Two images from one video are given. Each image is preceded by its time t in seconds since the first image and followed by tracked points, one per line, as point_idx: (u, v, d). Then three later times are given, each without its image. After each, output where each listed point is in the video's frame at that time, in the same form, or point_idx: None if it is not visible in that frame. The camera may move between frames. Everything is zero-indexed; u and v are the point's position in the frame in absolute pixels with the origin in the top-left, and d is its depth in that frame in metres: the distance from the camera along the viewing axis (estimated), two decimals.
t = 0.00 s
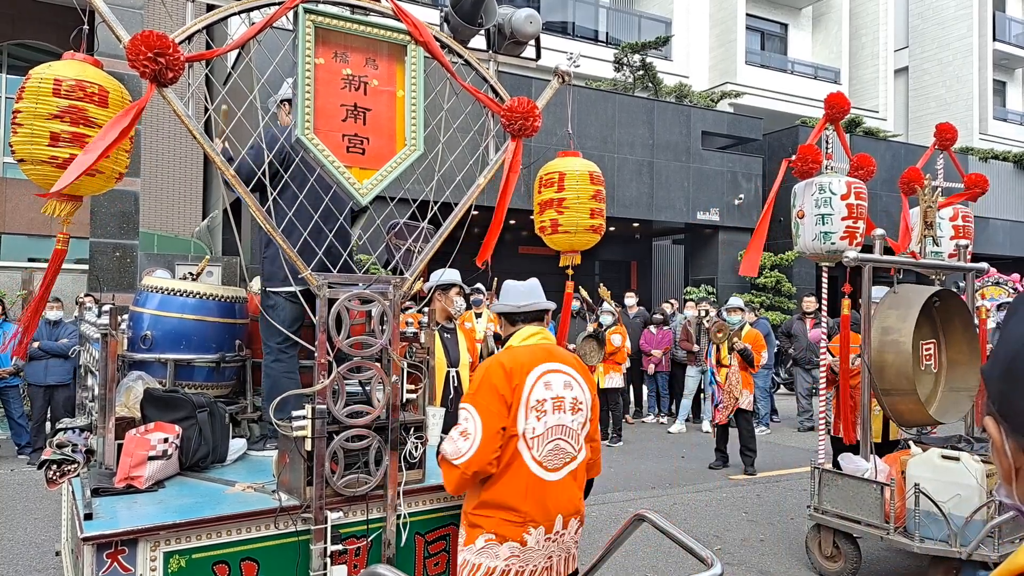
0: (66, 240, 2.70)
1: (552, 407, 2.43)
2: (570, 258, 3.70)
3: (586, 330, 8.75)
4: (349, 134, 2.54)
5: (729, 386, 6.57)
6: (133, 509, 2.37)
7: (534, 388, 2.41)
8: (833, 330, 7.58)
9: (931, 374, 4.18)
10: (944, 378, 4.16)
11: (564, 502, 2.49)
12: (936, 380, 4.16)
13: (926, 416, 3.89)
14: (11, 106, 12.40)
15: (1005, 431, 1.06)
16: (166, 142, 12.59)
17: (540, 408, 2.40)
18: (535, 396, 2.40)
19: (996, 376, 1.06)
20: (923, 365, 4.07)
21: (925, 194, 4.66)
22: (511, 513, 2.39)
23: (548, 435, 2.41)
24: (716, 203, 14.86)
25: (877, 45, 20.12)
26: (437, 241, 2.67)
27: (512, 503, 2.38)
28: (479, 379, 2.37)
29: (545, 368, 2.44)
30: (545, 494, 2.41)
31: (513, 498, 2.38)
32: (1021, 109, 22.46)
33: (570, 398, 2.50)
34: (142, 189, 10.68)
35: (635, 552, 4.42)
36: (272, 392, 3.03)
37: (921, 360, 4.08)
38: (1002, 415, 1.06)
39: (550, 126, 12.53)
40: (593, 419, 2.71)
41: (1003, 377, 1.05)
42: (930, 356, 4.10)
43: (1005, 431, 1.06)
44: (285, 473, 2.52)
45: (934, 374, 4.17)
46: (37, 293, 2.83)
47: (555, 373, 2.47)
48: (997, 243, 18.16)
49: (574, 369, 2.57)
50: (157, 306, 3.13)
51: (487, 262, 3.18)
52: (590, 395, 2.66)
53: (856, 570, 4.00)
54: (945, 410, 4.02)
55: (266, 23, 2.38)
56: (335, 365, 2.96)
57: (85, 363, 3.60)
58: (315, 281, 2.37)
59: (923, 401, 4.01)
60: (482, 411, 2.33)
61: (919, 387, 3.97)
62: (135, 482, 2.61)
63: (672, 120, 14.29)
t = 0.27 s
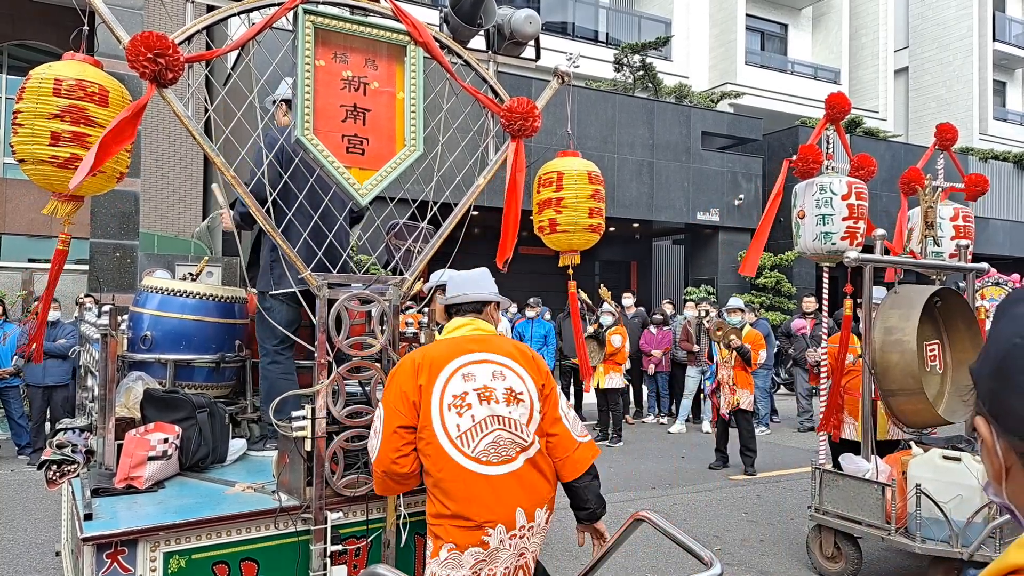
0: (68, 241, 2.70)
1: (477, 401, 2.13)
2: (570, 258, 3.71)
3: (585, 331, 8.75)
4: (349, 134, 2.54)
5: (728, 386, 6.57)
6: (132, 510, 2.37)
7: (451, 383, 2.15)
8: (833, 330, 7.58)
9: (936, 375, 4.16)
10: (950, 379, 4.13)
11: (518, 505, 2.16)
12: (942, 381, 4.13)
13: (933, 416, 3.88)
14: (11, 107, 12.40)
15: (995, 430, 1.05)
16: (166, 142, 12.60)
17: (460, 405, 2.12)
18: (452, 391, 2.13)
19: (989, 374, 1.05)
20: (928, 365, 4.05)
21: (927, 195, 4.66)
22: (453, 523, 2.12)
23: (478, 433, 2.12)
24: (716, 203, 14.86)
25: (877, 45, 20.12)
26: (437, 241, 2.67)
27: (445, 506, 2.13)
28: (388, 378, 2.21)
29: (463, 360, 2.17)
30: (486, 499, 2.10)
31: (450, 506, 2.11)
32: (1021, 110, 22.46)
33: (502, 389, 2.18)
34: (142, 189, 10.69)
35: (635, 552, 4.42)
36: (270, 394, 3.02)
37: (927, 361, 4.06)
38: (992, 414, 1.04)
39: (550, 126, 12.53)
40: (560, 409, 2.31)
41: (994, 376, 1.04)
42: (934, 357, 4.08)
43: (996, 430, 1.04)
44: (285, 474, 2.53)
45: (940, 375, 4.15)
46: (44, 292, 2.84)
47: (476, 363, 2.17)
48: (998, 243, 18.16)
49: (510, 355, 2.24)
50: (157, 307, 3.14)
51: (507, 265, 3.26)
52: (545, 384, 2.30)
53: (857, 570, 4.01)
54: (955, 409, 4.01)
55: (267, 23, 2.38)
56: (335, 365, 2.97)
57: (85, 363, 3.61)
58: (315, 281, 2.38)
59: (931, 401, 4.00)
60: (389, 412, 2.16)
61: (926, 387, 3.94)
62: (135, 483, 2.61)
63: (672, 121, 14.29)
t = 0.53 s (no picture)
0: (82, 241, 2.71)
1: (437, 399, 2.10)
2: (563, 257, 3.73)
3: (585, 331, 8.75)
4: (349, 134, 2.55)
5: (727, 386, 6.58)
6: (133, 509, 2.37)
7: (415, 380, 2.14)
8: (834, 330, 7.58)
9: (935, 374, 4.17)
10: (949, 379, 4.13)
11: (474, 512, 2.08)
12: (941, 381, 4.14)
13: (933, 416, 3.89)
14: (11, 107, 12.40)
15: (987, 427, 1.04)
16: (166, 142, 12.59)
17: (420, 401, 2.11)
18: (413, 388, 2.13)
19: (981, 373, 1.04)
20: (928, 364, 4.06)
21: (929, 195, 4.67)
22: (407, 521, 2.11)
23: (433, 433, 2.09)
24: (716, 203, 14.87)
25: (877, 45, 20.13)
26: (437, 241, 2.68)
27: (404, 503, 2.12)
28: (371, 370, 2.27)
29: (429, 357, 2.14)
30: (438, 502, 2.06)
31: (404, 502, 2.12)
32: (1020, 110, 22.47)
33: (465, 389, 2.11)
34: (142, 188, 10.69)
35: (635, 552, 4.43)
36: (272, 393, 3.03)
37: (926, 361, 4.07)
38: (984, 412, 1.04)
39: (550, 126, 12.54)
40: (540, 416, 2.16)
41: (987, 374, 1.03)
42: (934, 357, 4.09)
43: (988, 427, 1.04)
44: (286, 473, 2.53)
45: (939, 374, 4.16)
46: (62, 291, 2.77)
47: (442, 360, 2.13)
48: (997, 243, 18.18)
49: (481, 355, 2.15)
50: (158, 306, 3.14)
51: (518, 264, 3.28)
52: (522, 387, 2.17)
53: (858, 570, 4.02)
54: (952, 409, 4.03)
55: (267, 23, 2.39)
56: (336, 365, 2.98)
57: (85, 363, 3.61)
58: (316, 281, 2.39)
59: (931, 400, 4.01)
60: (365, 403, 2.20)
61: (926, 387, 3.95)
62: (136, 482, 2.62)
63: (672, 121, 14.30)
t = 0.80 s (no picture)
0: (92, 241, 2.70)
1: (424, 419, 1.93)
2: (560, 258, 3.72)
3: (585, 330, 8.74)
4: (349, 134, 2.54)
5: (727, 386, 6.57)
6: (133, 510, 2.36)
7: (402, 397, 1.97)
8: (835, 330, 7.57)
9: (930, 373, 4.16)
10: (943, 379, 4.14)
11: (457, 543, 1.90)
12: (935, 380, 4.14)
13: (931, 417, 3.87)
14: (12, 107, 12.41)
15: (976, 427, 1.02)
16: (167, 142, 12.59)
17: (405, 420, 1.94)
18: (400, 405, 1.95)
19: (970, 372, 1.02)
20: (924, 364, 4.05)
21: (932, 194, 4.66)
22: (388, 548, 1.96)
23: (416, 454, 1.91)
24: (716, 203, 14.86)
25: (877, 45, 20.10)
26: (437, 241, 2.67)
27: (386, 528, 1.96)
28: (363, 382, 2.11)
29: (419, 372, 1.97)
30: (419, 530, 1.89)
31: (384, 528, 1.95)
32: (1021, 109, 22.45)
33: (456, 410, 1.92)
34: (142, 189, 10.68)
35: (636, 552, 4.42)
36: (272, 393, 3.02)
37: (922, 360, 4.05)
38: (973, 412, 1.02)
39: (550, 126, 12.52)
40: (536, 439, 1.96)
41: (974, 374, 1.01)
42: (930, 356, 4.08)
43: (977, 427, 1.02)
44: (285, 474, 2.52)
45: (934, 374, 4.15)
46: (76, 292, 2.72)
47: (432, 377, 1.96)
48: (998, 243, 18.16)
49: (476, 373, 1.96)
50: (157, 306, 3.13)
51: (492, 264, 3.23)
52: (518, 408, 1.98)
53: (859, 570, 4.01)
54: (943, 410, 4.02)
55: (266, 23, 2.38)
56: (335, 365, 2.97)
57: (84, 363, 3.60)
58: (315, 281, 2.38)
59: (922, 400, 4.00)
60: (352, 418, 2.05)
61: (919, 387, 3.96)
62: (135, 483, 2.61)
63: (672, 120, 14.28)
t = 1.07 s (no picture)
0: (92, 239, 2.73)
1: (423, 434, 1.88)
2: (561, 259, 3.72)
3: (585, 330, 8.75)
4: (349, 134, 2.54)
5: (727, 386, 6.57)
6: (133, 509, 2.37)
7: (402, 409, 1.92)
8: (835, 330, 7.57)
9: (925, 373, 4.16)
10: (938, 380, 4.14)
11: (452, 565, 1.84)
12: (930, 380, 4.13)
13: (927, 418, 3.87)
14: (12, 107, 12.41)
15: (970, 427, 1.02)
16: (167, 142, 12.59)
17: (404, 434, 1.89)
18: (399, 418, 1.91)
19: (963, 372, 1.02)
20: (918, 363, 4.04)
21: (931, 195, 4.66)
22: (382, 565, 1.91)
23: (413, 469, 1.87)
24: (716, 202, 14.85)
25: (877, 45, 20.10)
26: (437, 241, 2.68)
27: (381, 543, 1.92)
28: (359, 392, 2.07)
29: (419, 385, 1.93)
30: (415, 547, 1.85)
31: (379, 544, 1.90)
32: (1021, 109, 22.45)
33: (457, 425, 1.88)
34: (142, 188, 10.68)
35: (636, 552, 4.42)
36: (272, 393, 3.02)
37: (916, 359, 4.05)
38: (966, 411, 1.02)
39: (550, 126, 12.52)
40: (540, 455, 1.94)
41: (968, 374, 1.01)
42: (925, 356, 4.07)
43: (971, 427, 1.02)
44: (285, 474, 2.52)
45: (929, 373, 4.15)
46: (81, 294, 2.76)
47: (433, 391, 1.91)
48: (998, 243, 18.16)
49: (479, 387, 1.92)
50: (157, 306, 3.13)
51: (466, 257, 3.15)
52: (520, 424, 1.94)
53: (859, 570, 4.01)
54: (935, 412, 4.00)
55: (266, 22, 2.38)
56: (335, 366, 2.97)
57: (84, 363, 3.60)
58: (315, 281, 2.38)
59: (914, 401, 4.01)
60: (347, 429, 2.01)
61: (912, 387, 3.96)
62: (135, 483, 2.61)
63: (672, 120, 14.28)
